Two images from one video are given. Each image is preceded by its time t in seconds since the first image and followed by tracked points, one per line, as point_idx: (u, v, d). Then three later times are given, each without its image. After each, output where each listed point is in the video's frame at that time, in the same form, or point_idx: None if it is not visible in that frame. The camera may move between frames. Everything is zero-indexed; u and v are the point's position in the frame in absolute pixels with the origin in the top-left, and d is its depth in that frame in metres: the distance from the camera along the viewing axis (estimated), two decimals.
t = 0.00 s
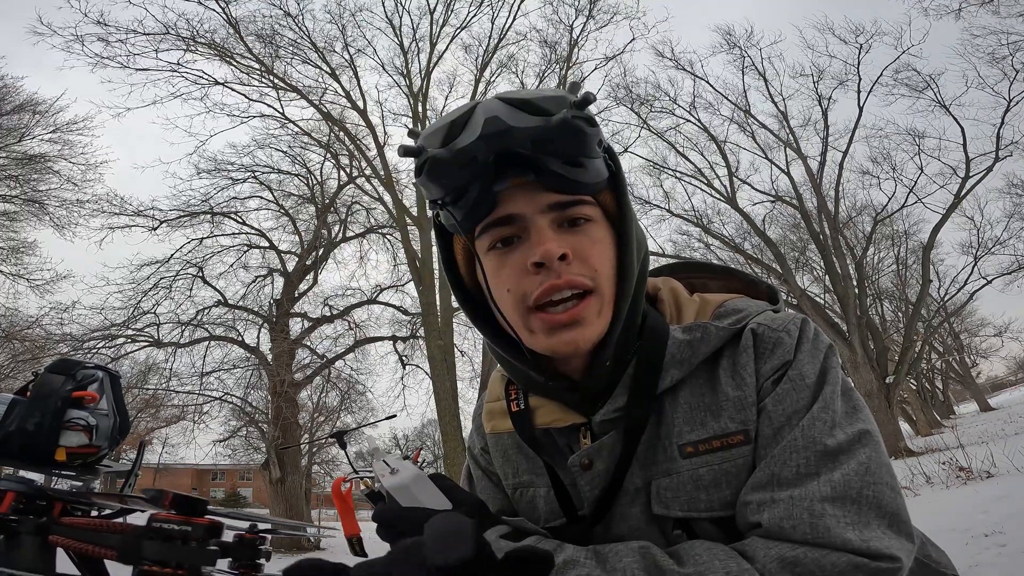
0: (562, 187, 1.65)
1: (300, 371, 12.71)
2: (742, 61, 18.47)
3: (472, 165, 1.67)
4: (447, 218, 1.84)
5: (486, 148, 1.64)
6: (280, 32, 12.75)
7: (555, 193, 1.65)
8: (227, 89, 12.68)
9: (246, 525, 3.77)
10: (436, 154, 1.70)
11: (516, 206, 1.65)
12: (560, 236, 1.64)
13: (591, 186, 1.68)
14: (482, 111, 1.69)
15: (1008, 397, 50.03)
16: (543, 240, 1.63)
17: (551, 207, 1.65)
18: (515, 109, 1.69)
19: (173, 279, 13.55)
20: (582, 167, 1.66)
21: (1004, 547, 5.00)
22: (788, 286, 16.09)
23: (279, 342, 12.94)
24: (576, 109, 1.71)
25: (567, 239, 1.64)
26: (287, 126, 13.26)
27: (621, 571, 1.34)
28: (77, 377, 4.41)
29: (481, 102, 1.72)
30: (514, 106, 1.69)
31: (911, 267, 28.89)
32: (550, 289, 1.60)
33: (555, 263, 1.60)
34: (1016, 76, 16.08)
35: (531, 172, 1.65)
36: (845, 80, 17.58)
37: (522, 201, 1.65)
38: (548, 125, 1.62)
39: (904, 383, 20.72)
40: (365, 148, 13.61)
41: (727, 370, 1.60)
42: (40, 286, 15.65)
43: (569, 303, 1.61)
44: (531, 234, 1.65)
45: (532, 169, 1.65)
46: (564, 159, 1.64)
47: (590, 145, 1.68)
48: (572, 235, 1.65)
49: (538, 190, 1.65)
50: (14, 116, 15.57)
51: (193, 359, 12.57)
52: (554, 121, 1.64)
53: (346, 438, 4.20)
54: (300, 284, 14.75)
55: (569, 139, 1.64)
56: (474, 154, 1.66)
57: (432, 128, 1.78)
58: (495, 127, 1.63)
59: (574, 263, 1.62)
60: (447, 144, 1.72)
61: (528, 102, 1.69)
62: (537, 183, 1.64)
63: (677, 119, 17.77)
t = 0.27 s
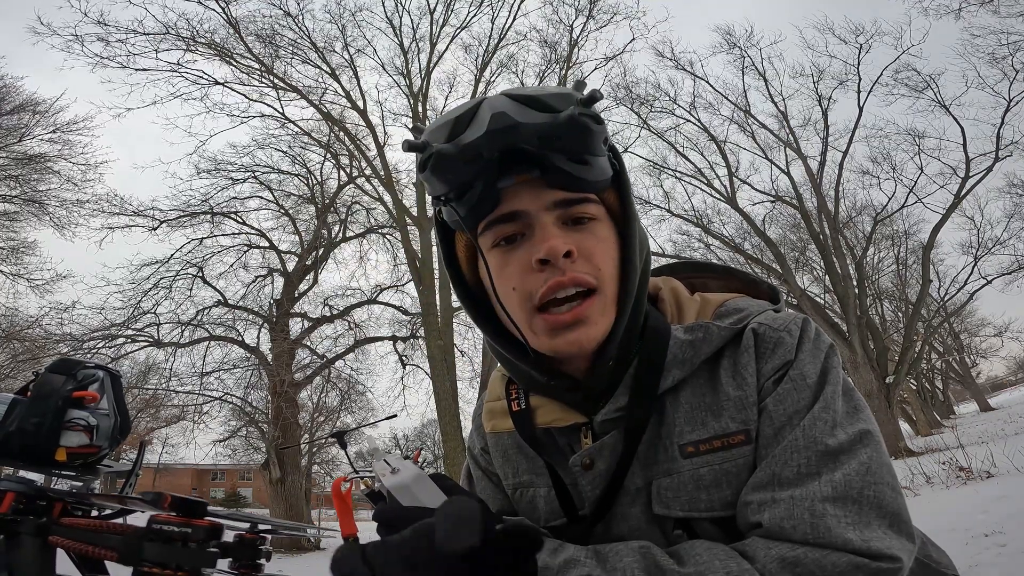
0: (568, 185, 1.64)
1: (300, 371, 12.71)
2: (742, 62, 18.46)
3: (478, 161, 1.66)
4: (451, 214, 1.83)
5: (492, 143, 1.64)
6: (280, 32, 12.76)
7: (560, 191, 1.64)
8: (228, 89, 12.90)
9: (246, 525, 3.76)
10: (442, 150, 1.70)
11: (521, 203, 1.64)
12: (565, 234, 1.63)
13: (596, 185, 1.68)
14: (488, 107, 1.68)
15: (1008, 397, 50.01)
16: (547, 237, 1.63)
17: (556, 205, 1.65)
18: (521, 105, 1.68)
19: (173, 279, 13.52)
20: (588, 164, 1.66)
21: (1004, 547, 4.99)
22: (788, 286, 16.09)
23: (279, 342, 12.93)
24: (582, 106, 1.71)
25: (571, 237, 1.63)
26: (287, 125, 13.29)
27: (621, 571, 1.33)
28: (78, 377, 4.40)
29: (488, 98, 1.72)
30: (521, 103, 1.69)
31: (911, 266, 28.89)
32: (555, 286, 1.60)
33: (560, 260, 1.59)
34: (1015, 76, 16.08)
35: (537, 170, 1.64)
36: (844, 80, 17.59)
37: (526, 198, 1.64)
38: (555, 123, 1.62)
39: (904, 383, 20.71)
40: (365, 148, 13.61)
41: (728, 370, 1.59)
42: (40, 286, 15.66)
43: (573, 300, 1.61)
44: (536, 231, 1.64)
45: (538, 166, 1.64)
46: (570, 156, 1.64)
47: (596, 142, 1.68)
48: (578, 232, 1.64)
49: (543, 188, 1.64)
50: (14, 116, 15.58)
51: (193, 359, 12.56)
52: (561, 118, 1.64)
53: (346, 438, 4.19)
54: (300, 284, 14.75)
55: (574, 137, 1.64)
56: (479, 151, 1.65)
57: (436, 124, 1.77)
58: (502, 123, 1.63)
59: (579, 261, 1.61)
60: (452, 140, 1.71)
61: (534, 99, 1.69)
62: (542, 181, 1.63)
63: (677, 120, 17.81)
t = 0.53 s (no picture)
0: (569, 184, 1.65)
1: (300, 371, 12.70)
2: (742, 61, 18.41)
3: (479, 157, 1.66)
4: (453, 211, 1.83)
5: (494, 142, 1.64)
6: (280, 32, 12.71)
7: (561, 189, 1.65)
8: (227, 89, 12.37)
9: (247, 525, 3.76)
10: (444, 147, 1.71)
11: (521, 202, 1.65)
12: (566, 232, 1.64)
13: (598, 184, 1.68)
14: (489, 105, 1.69)
15: (1008, 397, 50.00)
16: (548, 235, 1.63)
17: (557, 203, 1.65)
18: (523, 103, 1.69)
19: (173, 279, 13.50)
20: (589, 162, 1.66)
21: (1004, 546, 5.00)
22: (789, 287, 16.07)
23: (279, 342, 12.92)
24: (585, 104, 1.71)
25: (572, 235, 1.63)
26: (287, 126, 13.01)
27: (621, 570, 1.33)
28: (78, 377, 4.40)
29: (489, 95, 1.72)
30: (523, 100, 1.69)
31: (912, 267, 28.87)
32: (555, 284, 1.60)
33: (561, 258, 1.59)
34: (1016, 76, 16.04)
35: (538, 167, 1.64)
36: (845, 80, 17.54)
37: (527, 197, 1.65)
38: (557, 121, 1.63)
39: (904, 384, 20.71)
40: (364, 148, 13.57)
41: (728, 370, 1.60)
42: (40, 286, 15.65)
43: (574, 298, 1.61)
44: (537, 229, 1.65)
45: (539, 165, 1.64)
46: (572, 154, 1.64)
47: (598, 141, 1.68)
48: (578, 230, 1.65)
49: (544, 186, 1.65)
50: (14, 116, 15.55)
51: (193, 359, 12.55)
52: (562, 116, 1.64)
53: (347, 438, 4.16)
54: (300, 284, 14.74)
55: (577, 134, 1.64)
56: (481, 147, 1.66)
57: (438, 122, 1.78)
58: (504, 121, 1.63)
59: (579, 260, 1.62)
60: (454, 137, 1.72)
61: (536, 96, 1.70)
62: (544, 179, 1.63)
63: (677, 119, 17.44)
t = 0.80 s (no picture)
0: (569, 185, 1.64)
1: (300, 371, 12.71)
2: (742, 61, 18.43)
3: (479, 159, 1.66)
4: (453, 213, 1.83)
5: (493, 143, 1.64)
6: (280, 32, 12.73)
7: (561, 191, 1.64)
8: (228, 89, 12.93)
9: (246, 525, 3.75)
10: (443, 149, 1.71)
11: (521, 203, 1.65)
12: (566, 234, 1.63)
13: (599, 184, 1.68)
14: (489, 106, 1.68)
15: (1008, 397, 49.98)
16: (548, 236, 1.62)
17: (557, 204, 1.65)
18: (522, 104, 1.69)
19: (173, 278, 13.49)
20: (589, 163, 1.66)
21: (1004, 547, 4.99)
22: (789, 286, 16.08)
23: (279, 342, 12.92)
24: (584, 105, 1.71)
25: (572, 236, 1.63)
26: (287, 125, 13.40)
27: (621, 570, 1.33)
28: (77, 377, 4.39)
29: (489, 96, 1.72)
30: (522, 102, 1.69)
31: (911, 266, 28.90)
32: (555, 285, 1.60)
33: (562, 259, 1.59)
34: (1015, 76, 16.08)
35: (538, 169, 1.64)
36: (844, 80, 17.57)
37: (527, 197, 1.64)
38: (556, 122, 1.62)
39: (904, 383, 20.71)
40: (364, 148, 13.58)
41: (729, 369, 1.59)
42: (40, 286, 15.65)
43: (575, 299, 1.61)
44: (537, 230, 1.64)
45: (538, 166, 1.64)
46: (572, 155, 1.64)
47: (598, 142, 1.68)
48: (578, 232, 1.65)
49: (544, 187, 1.64)
50: (14, 116, 15.56)
51: (193, 359, 12.55)
52: (563, 117, 1.64)
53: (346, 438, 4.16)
54: (300, 284, 14.74)
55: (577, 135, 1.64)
56: (481, 149, 1.65)
57: (437, 123, 1.78)
58: (503, 123, 1.63)
59: (579, 261, 1.61)
60: (454, 139, 1.72)
61: (536, 98, 1.69)
62: (544, 180, 1.63)
63: (677, 119, 17.88)
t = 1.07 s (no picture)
0: (569, 185, 1.64)
1: (300, 371, 12.72)
2: (741, 61, 18.41)
3: (480, 159, 1.66)
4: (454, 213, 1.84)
5: (493, 144, 1.64)
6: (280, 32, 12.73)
7: (560, 190, 1.64)
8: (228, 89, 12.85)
9: (247, 525, 3.75)
10: (443, 148, 1.71)
11: (520, 202, 1.65)
12: (566, 233, 1.63)
13: (599, 185, 1.67)
14: (489, 106, 1.68)
15: (1008, 397, 49.97)
16: (548, 236, 1.62)
17: (557, 204, 1.64)
18: (522, 104, 1.69)
19: (173, 279, 13.48)
20: (589, 163, 1.66)
21: (1004, 547, 4.99)
22: (788, 287, 16.09)
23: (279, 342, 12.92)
24: (585, 104, 1.71)
25: (572, 236, 1.63)
26: (287, 125, 13.37)
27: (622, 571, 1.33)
28: (77, 377, 4.39)
29: (489, 96, 1.72)
30: (522, 102, 1.69)
31: (911, 267, 28.88)
32: (555, 285, 1.60)
33: (561, 259, 1.59)
34: (1014, 76, 16.08)
35: (538, 168, 1.64)
36: (844, 80, 17.56)
37: (527, 197, 1.64)
38: (556, 122, 1.63)
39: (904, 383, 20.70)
40: (364, 148, 13.57)
41: (730, 369, 1.59)
42: (40, 286, 15.63)
43: (575, 298, 1.61)
44: (537, 229, 1.64)
45: (538, 166, 1.64)
46: (571, 155, 1.64)
47: (598, 141, 1.67)
48: (578, 231, 1.64)
49: (544, 187, 1.64)
50: (14, 116, 15.56)
51: (193, 359, 12.55)
52: (563, 117, 1.64)
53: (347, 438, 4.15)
54: (300, 284, 14.74)
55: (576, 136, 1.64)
56: (481, 149, 1.66)
57: (438, 123, 1.78)
58: (504, 123, 1.63)
59: (578, 260, 1.61)
60: (454, 138, 1.72)
61: (536, 97, 1.70)
62: (543, 180, 1.63)
63: (677, 119, 18.02)
